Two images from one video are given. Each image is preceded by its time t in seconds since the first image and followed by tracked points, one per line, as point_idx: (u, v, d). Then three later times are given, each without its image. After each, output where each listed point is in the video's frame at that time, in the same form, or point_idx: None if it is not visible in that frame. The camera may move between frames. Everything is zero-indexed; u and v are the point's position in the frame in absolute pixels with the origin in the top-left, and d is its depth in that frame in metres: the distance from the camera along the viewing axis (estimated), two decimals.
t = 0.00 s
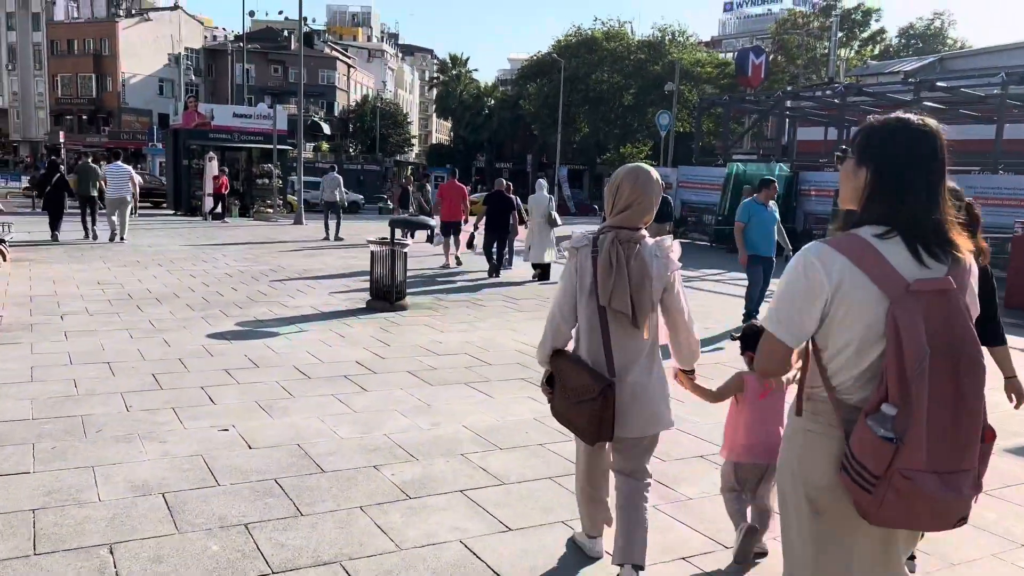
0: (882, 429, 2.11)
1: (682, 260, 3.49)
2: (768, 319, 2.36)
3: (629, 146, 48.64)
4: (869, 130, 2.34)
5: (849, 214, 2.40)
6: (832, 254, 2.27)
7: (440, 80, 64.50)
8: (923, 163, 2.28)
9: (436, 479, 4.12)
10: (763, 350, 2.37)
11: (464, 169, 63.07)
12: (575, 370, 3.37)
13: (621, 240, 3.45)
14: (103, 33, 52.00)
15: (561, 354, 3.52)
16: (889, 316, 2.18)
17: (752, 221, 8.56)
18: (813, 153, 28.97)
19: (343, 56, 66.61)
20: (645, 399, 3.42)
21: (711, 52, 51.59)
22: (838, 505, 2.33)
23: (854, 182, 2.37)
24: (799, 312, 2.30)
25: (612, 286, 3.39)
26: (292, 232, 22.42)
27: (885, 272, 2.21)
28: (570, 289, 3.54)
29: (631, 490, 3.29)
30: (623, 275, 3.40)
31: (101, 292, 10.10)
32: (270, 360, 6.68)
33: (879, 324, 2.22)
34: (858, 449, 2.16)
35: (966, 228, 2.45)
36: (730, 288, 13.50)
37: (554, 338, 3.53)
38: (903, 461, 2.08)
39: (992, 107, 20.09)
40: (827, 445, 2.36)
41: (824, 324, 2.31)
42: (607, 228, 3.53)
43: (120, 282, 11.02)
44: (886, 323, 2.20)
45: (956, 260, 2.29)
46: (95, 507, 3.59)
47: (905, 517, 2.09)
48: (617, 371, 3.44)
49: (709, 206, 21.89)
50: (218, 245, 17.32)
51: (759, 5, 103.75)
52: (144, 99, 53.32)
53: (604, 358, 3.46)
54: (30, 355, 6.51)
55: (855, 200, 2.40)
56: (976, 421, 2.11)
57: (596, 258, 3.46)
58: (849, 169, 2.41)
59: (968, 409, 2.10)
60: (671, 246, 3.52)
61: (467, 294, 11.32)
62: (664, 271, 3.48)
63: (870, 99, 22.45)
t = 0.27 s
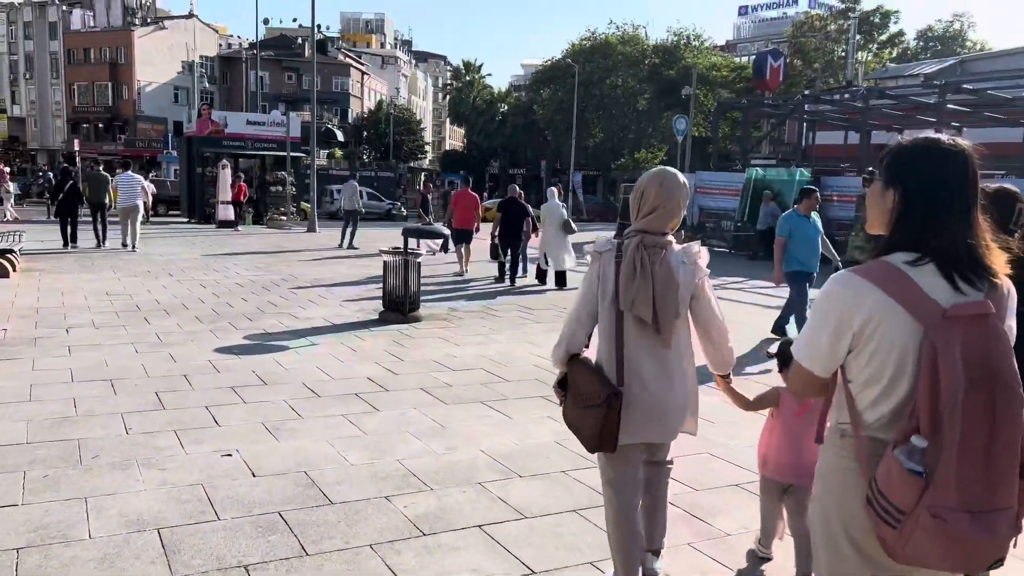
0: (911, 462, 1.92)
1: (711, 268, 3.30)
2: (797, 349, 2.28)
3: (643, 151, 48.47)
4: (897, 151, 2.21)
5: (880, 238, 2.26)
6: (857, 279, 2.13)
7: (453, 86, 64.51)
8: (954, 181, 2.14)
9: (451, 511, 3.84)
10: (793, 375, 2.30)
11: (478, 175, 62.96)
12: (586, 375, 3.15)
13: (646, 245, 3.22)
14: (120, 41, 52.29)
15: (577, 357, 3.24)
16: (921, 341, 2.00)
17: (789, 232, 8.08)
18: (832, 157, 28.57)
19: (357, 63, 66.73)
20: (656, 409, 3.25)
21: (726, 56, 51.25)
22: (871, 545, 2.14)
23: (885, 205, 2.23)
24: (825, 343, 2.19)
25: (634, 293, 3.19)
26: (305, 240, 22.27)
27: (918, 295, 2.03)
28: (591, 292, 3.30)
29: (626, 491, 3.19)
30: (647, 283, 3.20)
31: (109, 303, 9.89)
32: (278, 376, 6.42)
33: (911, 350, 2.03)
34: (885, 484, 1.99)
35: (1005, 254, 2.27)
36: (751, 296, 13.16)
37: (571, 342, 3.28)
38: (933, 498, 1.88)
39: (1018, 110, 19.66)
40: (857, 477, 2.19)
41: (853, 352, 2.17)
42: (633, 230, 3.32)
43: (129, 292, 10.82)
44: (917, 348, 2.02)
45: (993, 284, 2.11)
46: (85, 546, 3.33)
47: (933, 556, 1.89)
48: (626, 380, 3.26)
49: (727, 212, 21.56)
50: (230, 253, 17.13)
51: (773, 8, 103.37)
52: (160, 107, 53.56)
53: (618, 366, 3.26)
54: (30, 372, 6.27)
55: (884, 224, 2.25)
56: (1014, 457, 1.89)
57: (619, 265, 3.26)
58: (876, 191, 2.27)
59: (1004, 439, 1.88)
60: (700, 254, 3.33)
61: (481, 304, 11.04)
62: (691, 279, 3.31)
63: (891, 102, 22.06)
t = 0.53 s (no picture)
0: (991, 464, 1.74)
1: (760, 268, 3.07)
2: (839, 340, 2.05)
3: (661, 148, 48.12)
4: (943, 131, 2.02)
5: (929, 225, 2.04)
6: (916, 268, 1.93)
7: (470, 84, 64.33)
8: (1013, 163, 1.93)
9: (471, 530, 3.52)
10: (835, 366, 2.06)
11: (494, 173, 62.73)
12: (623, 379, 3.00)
13: (696, 246, 3.01)
14: (138, 40, 52.45)
15: (621, 355, 3.05)
16: (991, 334, 1.85)
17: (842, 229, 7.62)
18: (856, 154, 28.06)
19: (374, 61, 66.63)
20: (699, 412, 3.02)
21: (746, 53, 50.75)
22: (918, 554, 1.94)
23: (929, 189, 2.02)
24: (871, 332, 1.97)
25: (683, 296, 2.97)
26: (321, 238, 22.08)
27: (985, 288, 1.87)
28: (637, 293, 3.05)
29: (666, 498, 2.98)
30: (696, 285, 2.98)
31: (119, 301, 9.66)
32: (287, 379, 6.14)
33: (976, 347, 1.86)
34: (959, 487, 1.79)
35: None
36: (777, 295, 12.78)
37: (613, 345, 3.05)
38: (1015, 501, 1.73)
39: None
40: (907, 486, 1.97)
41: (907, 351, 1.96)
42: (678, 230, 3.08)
43: (140, 290, 10.58)
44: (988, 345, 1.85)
45: None
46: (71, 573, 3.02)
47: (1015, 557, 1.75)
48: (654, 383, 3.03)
49: (748, 210, 21.14)
50: (244, 251, 16.93)
51: (792, 5, 102.51)
52: (178, 105, 53.67)
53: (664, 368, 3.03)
54: (30, 375, 6.01)
55: (933, 209, 2.03)
56: None
57: (667, 266, 3.01)
58: (924, 172, 2.05)
59: None
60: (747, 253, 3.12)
61: (499, 302, 10.73)
62: (738, 280, 3.06)
63: (918, 96, 21.54)
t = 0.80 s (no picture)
0: None
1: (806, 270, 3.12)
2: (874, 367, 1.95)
3: (677, 149, 47.76)
4: (961, 138, 1.99)
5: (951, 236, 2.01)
6: (948, 284, 1.87)
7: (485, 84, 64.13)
8: None
9: (485, 564, 3.25)
10: (868, 384, 1.98)
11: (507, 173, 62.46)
12: (675, 384, 3.04)
13: (739, 247, 3.06)
14: (153, 40, 52.53)
15: (664, 363, 3.14)
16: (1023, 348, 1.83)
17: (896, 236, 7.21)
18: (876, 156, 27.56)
19: (388, 61, 66.48)
20: (752, 417, 3.07)
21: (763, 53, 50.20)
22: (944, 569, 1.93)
23: (947, 200, 2.00)
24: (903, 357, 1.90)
25: (729, 299, 3.02)
26: (334, 239, 21.89)
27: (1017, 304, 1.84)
28: (681, 295, 3.16)
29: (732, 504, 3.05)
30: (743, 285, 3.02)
31: (125, 305, 9.44)
32: (294, 390, 5.88)
33: (1004, 361, 1.86)
34: (1005, 508, 1.72)
35: None
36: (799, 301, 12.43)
37: (653, 353, 3.18)
38: None
39: None
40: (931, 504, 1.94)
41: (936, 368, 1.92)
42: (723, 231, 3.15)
43: (147, 293, 10.36)
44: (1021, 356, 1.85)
45: None
46: None
47: None
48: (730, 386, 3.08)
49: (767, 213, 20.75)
50: (256, 252, 16.72)
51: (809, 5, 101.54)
52: (192, 105, 53.69)
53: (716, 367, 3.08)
54: (27, 383, 5.79)
55: (952, 219, 2.00)
56: None
57: (711, 268, 3.08)
58: (941, 182, 2.02)
59: None
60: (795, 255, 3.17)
61: (514, 307, 10.45)
62: (785, 283, 3.12)
63: (942, 97, 21.08)
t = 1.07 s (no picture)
0: (987, 485, 1.63)
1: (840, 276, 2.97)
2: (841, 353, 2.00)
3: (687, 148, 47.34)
4: (960, 123, 1.96)
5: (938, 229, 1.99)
6: (922, 269, 1.87)
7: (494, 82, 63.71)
8: None
9: None
10: (840, 376, 2.03)
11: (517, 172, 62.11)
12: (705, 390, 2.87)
13: (765, 252, 2.97)
14: (164, 37, 52.42)
15: (687, 368, 3.04)
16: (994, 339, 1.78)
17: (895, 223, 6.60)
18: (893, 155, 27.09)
19: (398, 60, 66.20)
20: (775, 426, 2.92)
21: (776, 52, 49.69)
22: (904, 560, 1.94)
23: (943, 186, 1.97)
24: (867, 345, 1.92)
25: (752, 304, 2.92)
26: (341, 237, 21.61)
27: (992, 292, 1.80)
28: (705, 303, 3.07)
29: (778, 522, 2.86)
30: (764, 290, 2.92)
31: (124, 304, 9.17)
32: (294, 396, 5.60)
33: (978, 354, 1.81)
34: (956, 505, 1.69)
35: None
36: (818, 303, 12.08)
37: (681, 359, 3.06)
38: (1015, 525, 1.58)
39: None
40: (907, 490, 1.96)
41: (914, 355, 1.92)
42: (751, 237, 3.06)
43: (148, 293, 10.09)
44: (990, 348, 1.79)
45: None
46: None
47: None
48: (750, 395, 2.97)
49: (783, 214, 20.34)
50: (262, 251, 16.44)
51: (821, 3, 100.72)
52: (202, 103, 53.57)
53: (738, 382, 3.00)
54: (15, 387, 5.52)
55: (945, 206, 1.98)
56: None
57: (736, 273, 3.00)
58: (937, 169, 2.00)
59: None
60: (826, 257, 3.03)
61: (524, 308, 10.13)
62: (819, 287, 2.97)
63: (962, 94, 20.62)
